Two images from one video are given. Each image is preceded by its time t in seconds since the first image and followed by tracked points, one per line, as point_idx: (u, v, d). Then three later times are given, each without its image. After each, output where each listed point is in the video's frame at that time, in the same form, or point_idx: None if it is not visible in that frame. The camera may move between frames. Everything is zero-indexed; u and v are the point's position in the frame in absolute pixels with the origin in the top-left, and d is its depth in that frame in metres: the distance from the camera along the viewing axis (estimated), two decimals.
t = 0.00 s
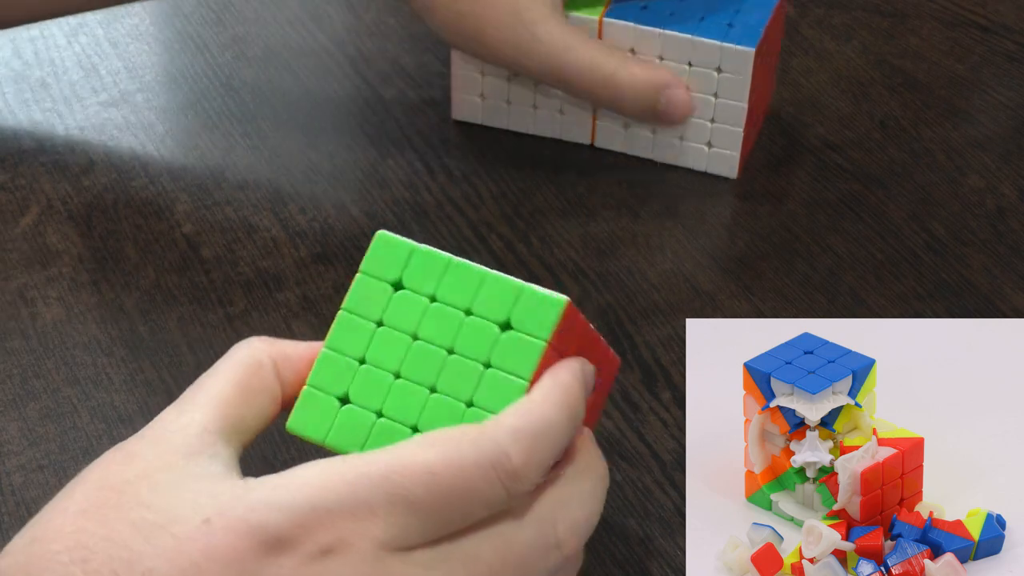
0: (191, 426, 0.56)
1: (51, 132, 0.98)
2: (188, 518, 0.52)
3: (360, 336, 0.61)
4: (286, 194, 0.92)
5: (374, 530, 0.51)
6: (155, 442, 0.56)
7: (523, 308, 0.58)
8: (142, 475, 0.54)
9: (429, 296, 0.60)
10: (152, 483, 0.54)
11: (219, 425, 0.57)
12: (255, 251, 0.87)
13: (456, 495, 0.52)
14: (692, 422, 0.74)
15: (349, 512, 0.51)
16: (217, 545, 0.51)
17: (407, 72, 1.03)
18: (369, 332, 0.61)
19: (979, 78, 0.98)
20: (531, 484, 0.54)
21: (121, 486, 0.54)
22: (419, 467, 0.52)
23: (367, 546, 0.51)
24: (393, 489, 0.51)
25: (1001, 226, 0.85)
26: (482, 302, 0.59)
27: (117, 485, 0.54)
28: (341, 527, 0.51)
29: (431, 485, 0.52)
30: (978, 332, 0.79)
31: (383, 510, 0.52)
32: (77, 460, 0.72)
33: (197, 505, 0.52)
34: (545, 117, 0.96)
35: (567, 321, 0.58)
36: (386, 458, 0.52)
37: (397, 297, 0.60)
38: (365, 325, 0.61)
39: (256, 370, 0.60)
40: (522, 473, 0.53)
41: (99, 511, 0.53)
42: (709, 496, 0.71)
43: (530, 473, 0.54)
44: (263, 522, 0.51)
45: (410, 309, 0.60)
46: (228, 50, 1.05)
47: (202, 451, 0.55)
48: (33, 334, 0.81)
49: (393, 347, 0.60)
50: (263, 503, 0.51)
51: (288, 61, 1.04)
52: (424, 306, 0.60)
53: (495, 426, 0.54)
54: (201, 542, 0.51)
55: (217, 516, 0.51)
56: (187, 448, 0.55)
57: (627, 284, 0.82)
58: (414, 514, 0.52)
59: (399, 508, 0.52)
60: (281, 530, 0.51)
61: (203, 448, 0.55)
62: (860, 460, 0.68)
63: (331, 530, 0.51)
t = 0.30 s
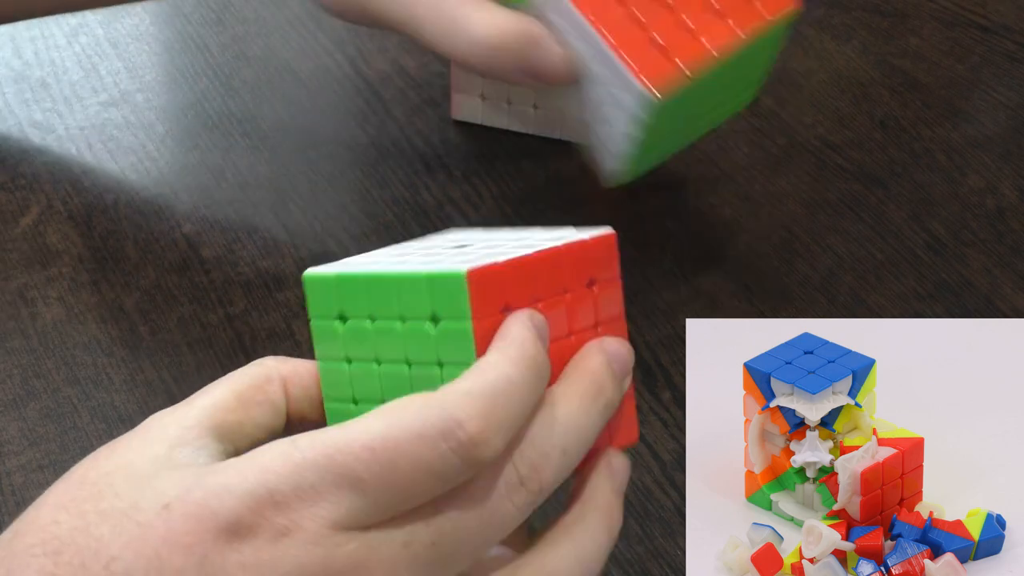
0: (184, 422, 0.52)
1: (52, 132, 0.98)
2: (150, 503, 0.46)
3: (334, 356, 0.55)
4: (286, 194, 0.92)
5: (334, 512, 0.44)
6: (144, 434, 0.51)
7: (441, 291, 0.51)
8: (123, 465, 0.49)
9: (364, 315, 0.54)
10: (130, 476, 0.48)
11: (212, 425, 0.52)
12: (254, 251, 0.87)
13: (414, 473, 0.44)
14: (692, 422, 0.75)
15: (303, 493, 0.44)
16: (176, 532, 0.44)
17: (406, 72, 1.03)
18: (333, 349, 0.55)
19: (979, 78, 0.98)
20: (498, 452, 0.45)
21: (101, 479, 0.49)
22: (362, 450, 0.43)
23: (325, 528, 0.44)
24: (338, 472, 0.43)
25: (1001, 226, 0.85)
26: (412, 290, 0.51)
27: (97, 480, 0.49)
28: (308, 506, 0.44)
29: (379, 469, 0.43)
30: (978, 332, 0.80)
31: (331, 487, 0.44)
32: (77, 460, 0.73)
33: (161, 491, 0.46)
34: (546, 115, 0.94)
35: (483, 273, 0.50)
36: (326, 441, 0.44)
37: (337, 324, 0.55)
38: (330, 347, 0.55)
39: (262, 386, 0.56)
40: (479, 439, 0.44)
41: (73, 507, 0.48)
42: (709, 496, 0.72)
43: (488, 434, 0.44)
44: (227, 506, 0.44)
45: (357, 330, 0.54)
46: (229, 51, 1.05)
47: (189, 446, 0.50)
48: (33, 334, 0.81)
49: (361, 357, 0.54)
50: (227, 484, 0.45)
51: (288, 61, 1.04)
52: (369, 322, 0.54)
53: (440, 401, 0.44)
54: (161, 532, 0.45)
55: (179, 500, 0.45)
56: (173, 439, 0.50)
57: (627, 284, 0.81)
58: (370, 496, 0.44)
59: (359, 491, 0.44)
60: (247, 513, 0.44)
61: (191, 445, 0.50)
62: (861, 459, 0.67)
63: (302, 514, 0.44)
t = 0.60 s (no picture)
0: (184, 430, 0.52)
1: (52, 132, 0.98)
2: (166, 521, 0.48)
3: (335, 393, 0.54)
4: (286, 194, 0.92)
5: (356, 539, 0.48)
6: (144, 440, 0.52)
7: (434, 352, 0.49)
8: (130, 466, 0.51)
9: (361, 369, 0.52)
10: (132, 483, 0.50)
11: (215, 427, 0.53)
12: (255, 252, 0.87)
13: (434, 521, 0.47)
14: (692, 422, 0.75)
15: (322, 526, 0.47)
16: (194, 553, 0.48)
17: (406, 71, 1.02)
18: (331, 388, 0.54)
19: (979, 78, 0.97)
20: (522, 498, 0.47)
21: (101, 484, 0.51)
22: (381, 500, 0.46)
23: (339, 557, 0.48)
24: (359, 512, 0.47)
25: (1001, 226, 0.85)
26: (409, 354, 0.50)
27: (99, 485, 0.51)
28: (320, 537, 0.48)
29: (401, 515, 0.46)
30: (978, 332, 0.79)
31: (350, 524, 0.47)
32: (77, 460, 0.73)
33: (179, 510, 0.49)
34: (546, 116, 0.94)
35: (476, 326, 0.48)
36: (351, 483, 0.46)
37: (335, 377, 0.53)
38: (327, 387, 0.54)
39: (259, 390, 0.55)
40: (504, 492, 0.46)
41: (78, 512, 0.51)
42: (709, 496, 0.71)
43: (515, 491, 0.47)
44: (249, 529, 0.47)
45: (355, 382, 0.53)
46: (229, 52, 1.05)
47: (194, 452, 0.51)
48: (33, 334, 0.81)
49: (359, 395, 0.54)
50: (246, 508, 0.47)
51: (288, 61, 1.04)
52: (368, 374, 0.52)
53: (468, 451, 0.46)
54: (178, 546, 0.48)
55: (198, 521, 0.48)
56: (176, 441, 0.52)
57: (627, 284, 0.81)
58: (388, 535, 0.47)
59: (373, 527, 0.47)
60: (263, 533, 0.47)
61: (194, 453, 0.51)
62: (860, 460, 0.68)
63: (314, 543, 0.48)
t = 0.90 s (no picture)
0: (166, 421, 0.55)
1: (53, 133, 0.98)
2: (168, 506, 0.51)
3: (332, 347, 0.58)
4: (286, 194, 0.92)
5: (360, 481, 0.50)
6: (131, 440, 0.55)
7: (465, 264, 0.57)
8: (123, 465, 0.54)
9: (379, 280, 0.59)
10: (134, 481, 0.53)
11: (197, 416, 0.56)
12: (255, 253, 0.87)
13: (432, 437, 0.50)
14: (692, 422, 0.75)
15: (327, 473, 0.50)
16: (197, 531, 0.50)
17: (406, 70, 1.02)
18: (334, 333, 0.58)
19: (979, 78, 0.97)
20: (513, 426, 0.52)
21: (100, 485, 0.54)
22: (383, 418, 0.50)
23: (349, 502, 0.50)
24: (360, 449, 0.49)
25: (1000, 226, 0.86)
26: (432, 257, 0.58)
27: (102, 486, 0.54)
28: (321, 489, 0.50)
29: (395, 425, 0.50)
30: (978, 332, 0.79)
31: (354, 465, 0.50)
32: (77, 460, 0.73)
33: (179, 492, 0.52)
34: (546, 116, 0.94)
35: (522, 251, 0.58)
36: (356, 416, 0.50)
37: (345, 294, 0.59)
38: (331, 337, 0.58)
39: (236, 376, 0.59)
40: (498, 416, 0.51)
41: (86, 510, 0.54)
42: (709, 496, 0.71)
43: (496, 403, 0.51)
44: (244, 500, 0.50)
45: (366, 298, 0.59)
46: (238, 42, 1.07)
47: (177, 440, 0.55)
48: (33, 334, 0.82)
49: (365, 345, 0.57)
50: (241, 481, 0.50)
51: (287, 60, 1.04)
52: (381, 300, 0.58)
53: (474, 370, 0.51)
54: (184, 531, 0.50)
55: (197, 501, 0.51)
56: (162, 434, 0.55)
57: (627, 285, 0.81)
58: (390, 467, 0.50)
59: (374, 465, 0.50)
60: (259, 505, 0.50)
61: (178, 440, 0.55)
62: (861, 460, 0.68)
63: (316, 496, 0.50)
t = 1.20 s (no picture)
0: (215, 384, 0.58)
1: (53, 133, 0.98)
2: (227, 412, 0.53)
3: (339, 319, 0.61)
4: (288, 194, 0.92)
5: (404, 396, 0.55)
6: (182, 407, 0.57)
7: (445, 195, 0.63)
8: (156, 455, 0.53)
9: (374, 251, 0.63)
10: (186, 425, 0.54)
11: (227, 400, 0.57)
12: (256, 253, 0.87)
13: (470, 364, 0.56)
14: (692, 421, 0.75)
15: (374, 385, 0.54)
16: (261, 426, 0.52)
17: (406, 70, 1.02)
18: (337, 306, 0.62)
19: (979, 78, 0.97)
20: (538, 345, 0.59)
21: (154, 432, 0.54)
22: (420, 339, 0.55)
23: (395, 409, 0.55)
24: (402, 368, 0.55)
25: (1000, 226, 0.86)
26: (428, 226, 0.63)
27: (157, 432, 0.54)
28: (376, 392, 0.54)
29: (444, 352, 0.55)
30: (978, 332, 0.79)
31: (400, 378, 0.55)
32: (77, 459, 0.73)
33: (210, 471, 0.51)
34: (546, 116, 0.94)
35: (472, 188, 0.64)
36: (389, 338, 0.55)
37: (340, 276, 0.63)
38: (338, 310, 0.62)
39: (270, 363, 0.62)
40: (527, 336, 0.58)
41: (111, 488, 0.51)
42: (709, 496, 0.71)
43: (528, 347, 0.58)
44: (301, 393, 0.53)
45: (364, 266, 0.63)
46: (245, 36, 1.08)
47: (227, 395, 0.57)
48: (33, 333, 0.82)
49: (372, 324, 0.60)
50: (300, 386, 0.53)
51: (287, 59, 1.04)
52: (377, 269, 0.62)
53: (503, 305, 0.57)
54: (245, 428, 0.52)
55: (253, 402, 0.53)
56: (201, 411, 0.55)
57: (626, 285, 0.81)
58: (434, 380, 0.55)
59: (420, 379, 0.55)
60: (319, 399, 0.53)
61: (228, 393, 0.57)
62: (860, 460, 0.68)
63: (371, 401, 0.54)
